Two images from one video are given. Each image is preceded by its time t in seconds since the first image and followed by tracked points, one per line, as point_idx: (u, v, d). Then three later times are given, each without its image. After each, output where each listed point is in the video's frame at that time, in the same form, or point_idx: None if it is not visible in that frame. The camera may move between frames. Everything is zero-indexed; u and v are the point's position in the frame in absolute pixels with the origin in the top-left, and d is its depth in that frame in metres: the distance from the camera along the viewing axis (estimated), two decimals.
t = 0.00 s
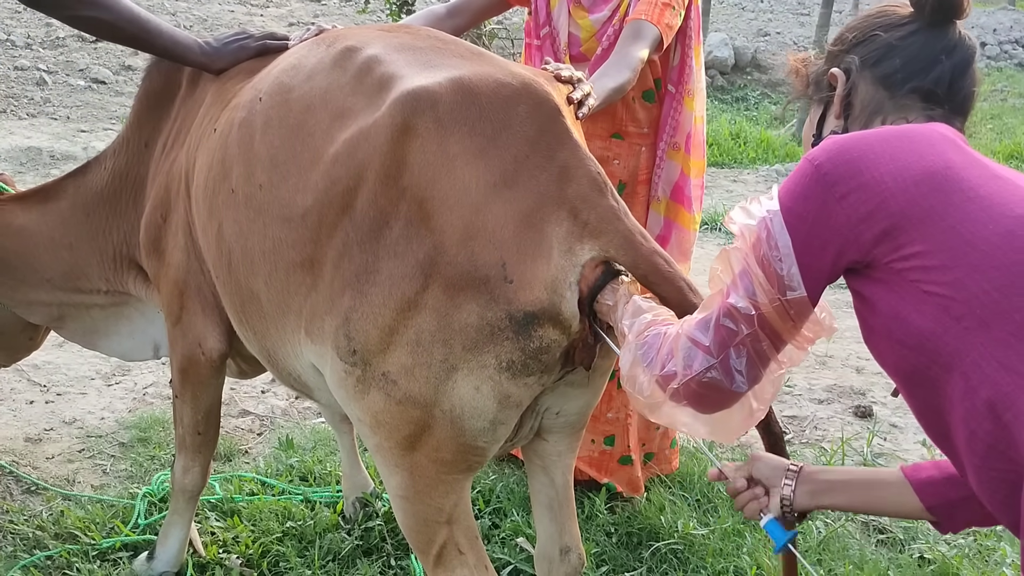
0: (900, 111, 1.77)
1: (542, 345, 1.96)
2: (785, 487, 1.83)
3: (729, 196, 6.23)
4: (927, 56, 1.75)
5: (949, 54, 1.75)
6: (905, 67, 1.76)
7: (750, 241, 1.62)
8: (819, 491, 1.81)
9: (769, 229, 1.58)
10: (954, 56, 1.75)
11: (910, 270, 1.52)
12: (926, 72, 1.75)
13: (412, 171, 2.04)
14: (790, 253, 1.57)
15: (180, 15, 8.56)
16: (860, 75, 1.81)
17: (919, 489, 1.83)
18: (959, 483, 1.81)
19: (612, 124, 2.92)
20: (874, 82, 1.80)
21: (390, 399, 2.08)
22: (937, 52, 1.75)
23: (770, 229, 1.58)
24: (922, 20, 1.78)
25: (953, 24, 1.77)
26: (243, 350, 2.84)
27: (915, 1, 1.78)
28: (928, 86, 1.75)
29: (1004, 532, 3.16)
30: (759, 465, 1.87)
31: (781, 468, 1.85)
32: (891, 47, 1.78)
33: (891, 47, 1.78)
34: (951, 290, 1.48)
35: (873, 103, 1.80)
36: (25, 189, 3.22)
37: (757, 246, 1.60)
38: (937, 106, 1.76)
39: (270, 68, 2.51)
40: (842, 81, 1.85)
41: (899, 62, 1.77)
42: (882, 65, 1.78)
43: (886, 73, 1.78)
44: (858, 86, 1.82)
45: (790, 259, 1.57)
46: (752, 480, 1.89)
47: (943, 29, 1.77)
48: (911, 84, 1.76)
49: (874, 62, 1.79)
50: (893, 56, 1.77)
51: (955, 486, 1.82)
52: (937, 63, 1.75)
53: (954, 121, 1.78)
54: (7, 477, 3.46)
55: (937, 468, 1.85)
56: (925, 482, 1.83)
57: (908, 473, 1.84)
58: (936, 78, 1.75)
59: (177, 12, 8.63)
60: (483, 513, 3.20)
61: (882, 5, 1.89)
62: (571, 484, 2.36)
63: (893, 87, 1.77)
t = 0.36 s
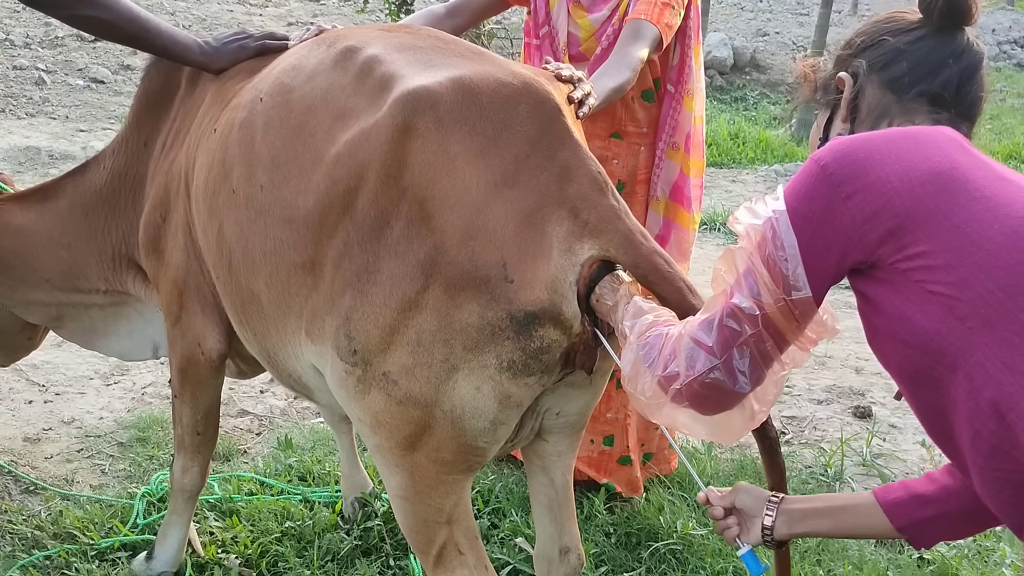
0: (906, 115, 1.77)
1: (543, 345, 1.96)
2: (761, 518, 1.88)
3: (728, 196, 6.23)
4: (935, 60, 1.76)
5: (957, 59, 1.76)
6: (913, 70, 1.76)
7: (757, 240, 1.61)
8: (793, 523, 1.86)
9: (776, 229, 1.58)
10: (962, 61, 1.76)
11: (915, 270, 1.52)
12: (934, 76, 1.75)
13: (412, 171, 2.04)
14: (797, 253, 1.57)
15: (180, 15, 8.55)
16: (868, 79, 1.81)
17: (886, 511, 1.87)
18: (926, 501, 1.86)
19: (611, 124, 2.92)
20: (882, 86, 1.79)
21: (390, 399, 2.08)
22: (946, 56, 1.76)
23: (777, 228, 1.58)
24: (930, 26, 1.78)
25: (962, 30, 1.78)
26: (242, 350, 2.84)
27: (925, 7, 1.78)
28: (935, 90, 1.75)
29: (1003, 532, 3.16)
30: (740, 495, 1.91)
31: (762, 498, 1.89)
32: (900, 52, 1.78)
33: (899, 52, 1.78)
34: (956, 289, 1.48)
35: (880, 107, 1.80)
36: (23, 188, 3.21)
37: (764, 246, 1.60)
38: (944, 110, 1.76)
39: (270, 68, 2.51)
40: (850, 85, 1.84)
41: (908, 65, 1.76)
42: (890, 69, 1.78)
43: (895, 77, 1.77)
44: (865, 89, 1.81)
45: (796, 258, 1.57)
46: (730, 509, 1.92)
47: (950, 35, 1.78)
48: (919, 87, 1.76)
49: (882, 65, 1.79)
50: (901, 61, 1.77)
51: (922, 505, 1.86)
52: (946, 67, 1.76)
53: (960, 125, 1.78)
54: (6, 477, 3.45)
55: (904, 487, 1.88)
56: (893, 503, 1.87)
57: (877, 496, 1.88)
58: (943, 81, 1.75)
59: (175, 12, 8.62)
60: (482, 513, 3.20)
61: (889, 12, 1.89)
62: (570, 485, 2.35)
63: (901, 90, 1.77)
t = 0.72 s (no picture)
0: (904, 115, 1.77)
1: (543, 345, 1.96)
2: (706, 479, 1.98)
3: (727, 195, 6.22)
4: (933, 60, 1.75)
5: (954, 60, 1.75)
6: (911, 71, 1.76)
7: (757, 239, 1.60)
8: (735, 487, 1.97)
9: (775, 227, 1.57)
10: (959, 61, 1.76)
11: (915, 267, 1.52)
12: (932, 77, 1.75)
13: (411, 171, 2.03)
14: (796, 251, 1.56)
15: (178, 15, 8.54)
16: (866, 80, 1.80)
17: (829, 487, 1.98)
18: (869, 482, 1.97)
19: (611, 123, 2.91)
20: (880, 86, 1.79)
21: (391, 399, 2.08)
22: (944, 57, 1.76)
23: (777, 227, 1.57)
24: (929, 27, 1.78)
25: (959, 33, 1.78)
26: (241, 350, 2.83)
27: (923, 8, 1.78)
28: (933, 91, 1.75)
29: (1003, 531, 3.15)
30: (690, 455, 2.01)
31: (712, 461, 1.99)
32: (898, 52, 1.78)
33: (898, 52, 1.77)
34: (957, 286, 1.48)
35: (878, 108, 1.79)
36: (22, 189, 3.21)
37: (764, 244, 1.59)
38: (941, 110, 1.76)
39: (269, 69, 2.50)
40: (847, 85, 1.83)
41: (906, 66, 1.76)
42: (888, 69, 1.77)
43: (893, 77, 1.77)
44: (862, 90, 1.81)
45: (796, 257, 1.56)
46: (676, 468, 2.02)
47: (949, 36, 1.77)
48: (917, 88, 1.76)
49: (880, 66, 1.78)
50: (900, 61, 1.77)
51: (863, 485, 1.97)
52: (943, 68, 1.75)
53: (958, 126, 1.78)
54: (4, 478, 3.45)
55: (848, 468, 1.99)
56: (836, 482, 1.98)
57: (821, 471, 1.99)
58: (941, 82, 1.75)
59: (174, 12, 8.61)
60: (482, 513, 3.20)
61: (888, 14, 1.89)
62: (570, 485, 2.35)
63: (899, 91, 1.77)
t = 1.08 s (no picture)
0: (897, 120, 1.77)
1: (545, 345, 1.95)
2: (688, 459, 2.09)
3: (726, 197, 6.22)
4: (925, 65, 1.75)
5: (946, 65, 1.75)
6: (903, 76, 1.76)
7: (751, 245, 1.60)
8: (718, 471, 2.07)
9: (769, 233, 1.57)
10: (952, 66, 1.75)
11: (908, 270, 1.52)
12: (925, 81, 1.75)
13: (412, 172, 2.03)
14: (791, 256, 1.56)
15: (177, 16, 8.54)
16: (858, 84, 1.80)
17: (814, 478, 2.04)
18: (854, 476, 2.03)
19: (610, 125, 2.91)
20: (872, 90, 1.79)
21: (392, 401, 2.07)
22: (936, 62, 1.75)
23: (771, 232, 1.57)
24: (921, 32, 1.77)
25: (951, 37, 1.77)
26: (239, 352, 2.83)
27: (915, 13, 1.77)
28: (925, 95, 1.75)
29: (1002, 534, 3.15)
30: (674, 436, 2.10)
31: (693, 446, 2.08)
32: (890, 57, 1.77)
33: (890, 57, 1.77)
34: (950, 288, 1.47)
35: (870, 112, 1.80)
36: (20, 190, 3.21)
37: (758, 250, 1.59)
38: (934, 115, 1.76)
39: (267, 70, 2.50)
40: (840, 89, 1.83)
41: (898, 71, 1.76)
42: (880, 74, 1.77)
43: (885, 82, 1.77)
44: (855, 94, 1.81)
45: (791, 261, 1.56)
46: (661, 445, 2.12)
47: (942, 40, 1.77)
48: (909, 93, 1.76)
49: (873, 70, 1.78)
50: (892, 65, 1.77)
51: (849, 478, 2.04)
52: (935, 73, 1.75)
53: (951, 130, 1.78)
54: (2, 480, 3.44)
55: (835, 460, 2.06)
56: (822, 473, 2.04)
57: (808, 460, 2.05)
58: (933, 87, 1.75)
59: (172, 13, 8.61)
60: (480, 515, 3.19)
61: (881, 18, 1.89)
62: (570, 487, 2.34)
63: (891, 95, 1.77)
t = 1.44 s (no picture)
0: (892, 125, 1.77)
1: (548, 345, 1.96)
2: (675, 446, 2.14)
3: (726, 198, 6.23)
4: (920, 71, 1.75)
5: (941, 70, 1.75)
6: (898, 81, 1.76)
7: (750, 251, 1.60)
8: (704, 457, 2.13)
9: (766, 239, 1.57)
10: (946, 71, 1.75)
11: (906, 273, 1.52)
12: (919, 87, 1.75)
13: (415, 172, 2.03)
14: (789, 262, 1.56)
15: (178, 17, 8.55)
16: (853, 90, 1.80)
17: (800, 468, 2.09)
18: (839, 469, 2.07)
19: (611, 125, 2.91)
20: (867, 97, 1.79)
21: (395, 400, 2.07)
22: (930, 67, 1.75)
23: (769, 238, 1.57)
24: (915, 37, 1.78)
25: (946, 43, 1.77)
26: (240, 352, 2.83)
27: (908, 19, 1.77)
28: (920, 100, 1.75)
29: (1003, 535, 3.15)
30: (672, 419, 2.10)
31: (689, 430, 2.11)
32: (885, 63, 1.77)
33: (885, 62, 1.77)
34: (949, 291, 1.48)
35: (865, 118, 1.80)
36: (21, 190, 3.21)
37: (756, 256, 1.59)
38: (929, 120, 1.77)
39: (269, 70, 2.51)
40: (835, 96, 1.83)
41: (893, 76, 1.76)
42: (875, 80, 1.77)
43: (879, 88, 1.77)
44: (850, 100, 1.81)
45: (789, 267, 1.56)
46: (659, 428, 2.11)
47: (936, 46, 1.77)
48: (904, 98, 1.76)
49: (868, 76, 1.78)
50: (886, 72, 1.77)
51: (834, 470, 2.08)
52: (930, 79, 1.75)
53: (946, 136, 1.79)
54: (3, 479, 3.44)
55: (823, 451, 2.10)
56: (807, 462, 2.09)
57: (795, 450, 2.10)
58: (928, 92, 1.75)
59: (173, 13, 8.62)
60: (481, 515, 3.19)
61: (875, 24, 1.89)
62: (571, 487, 2.34)
63: (886, 101, 1.77)
